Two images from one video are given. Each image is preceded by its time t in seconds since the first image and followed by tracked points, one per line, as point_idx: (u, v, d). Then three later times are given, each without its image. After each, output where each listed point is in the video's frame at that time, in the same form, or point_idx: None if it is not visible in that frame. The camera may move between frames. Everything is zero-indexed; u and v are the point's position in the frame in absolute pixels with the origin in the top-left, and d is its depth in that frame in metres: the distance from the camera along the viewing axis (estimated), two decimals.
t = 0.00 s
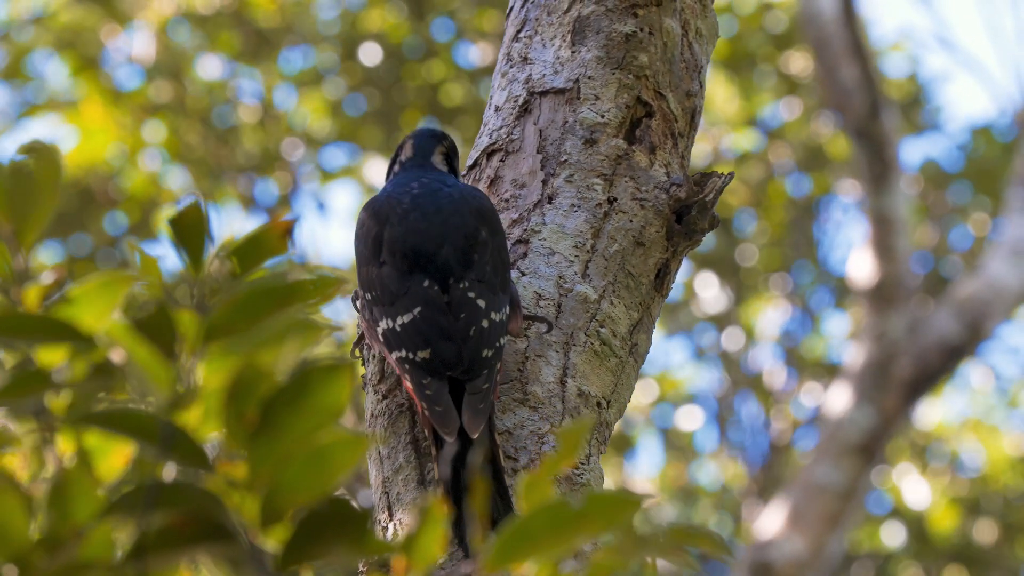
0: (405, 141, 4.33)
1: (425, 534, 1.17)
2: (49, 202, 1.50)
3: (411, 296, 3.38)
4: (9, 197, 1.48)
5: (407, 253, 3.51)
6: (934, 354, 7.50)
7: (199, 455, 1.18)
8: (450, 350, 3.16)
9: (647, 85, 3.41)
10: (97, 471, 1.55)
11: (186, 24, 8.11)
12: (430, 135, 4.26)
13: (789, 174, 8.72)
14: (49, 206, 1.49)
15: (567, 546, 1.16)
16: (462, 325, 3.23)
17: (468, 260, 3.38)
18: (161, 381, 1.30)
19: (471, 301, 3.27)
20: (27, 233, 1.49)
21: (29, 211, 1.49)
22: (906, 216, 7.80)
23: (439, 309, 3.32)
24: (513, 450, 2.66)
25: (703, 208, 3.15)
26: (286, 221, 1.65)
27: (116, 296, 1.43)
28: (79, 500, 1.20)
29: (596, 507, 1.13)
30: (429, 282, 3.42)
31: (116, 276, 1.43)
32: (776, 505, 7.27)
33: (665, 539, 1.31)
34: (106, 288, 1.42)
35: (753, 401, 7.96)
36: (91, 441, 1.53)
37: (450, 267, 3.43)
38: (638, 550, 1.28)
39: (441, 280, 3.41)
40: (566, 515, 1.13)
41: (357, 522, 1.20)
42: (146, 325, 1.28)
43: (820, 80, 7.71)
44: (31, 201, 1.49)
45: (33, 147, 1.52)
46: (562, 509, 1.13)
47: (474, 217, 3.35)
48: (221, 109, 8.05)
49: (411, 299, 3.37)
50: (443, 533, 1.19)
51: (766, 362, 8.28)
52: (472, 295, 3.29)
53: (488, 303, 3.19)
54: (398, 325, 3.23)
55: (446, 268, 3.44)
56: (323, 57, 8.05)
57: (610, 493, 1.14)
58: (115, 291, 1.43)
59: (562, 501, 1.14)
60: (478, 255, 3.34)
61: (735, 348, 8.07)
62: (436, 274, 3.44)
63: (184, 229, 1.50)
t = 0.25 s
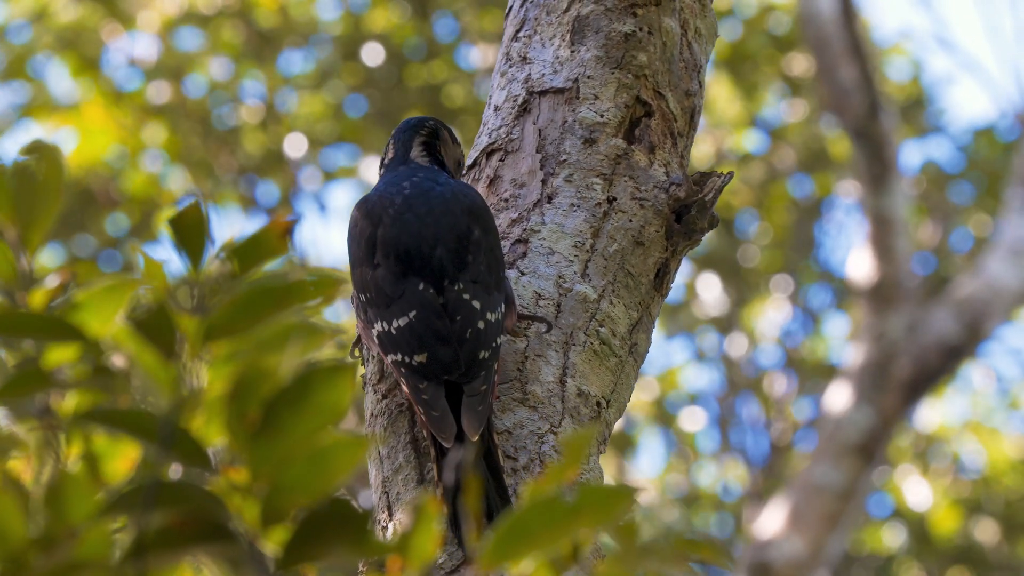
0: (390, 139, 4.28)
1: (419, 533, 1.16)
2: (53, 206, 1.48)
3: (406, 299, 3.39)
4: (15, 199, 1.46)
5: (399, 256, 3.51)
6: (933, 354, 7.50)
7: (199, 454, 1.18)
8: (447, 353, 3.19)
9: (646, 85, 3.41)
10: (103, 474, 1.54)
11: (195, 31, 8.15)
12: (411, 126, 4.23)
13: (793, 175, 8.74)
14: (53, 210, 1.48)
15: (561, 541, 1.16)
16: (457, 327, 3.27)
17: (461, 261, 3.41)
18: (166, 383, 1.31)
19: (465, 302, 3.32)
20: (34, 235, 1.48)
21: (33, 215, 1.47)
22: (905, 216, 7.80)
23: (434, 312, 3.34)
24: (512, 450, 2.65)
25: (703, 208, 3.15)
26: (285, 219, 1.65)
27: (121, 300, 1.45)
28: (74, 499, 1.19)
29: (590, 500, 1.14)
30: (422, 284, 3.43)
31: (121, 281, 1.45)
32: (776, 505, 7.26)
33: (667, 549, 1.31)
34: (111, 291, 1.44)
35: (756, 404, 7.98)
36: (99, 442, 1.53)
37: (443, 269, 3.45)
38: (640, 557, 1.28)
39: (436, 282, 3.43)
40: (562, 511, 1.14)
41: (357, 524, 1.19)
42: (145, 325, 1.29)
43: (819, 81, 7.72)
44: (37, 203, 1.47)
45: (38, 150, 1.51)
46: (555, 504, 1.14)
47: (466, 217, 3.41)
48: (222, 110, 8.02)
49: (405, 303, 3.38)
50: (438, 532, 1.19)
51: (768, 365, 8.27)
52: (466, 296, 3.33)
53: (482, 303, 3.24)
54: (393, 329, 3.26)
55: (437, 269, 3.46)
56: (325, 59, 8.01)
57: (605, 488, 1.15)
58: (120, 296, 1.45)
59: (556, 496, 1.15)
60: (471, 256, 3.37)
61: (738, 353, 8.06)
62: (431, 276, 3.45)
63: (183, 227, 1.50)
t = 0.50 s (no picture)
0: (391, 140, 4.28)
1: (420, 533, 1.15)
2: (50, 208, 1.49)
3: (404, 301, 3.39)
4: (12, 203, 1.46)
5: (398, 258, 3.51)
6: (934, 355, 7.54)
7: (200, 454, 1.19)
8: (446, 355, 3.18)
9: (649, 85, 3.41)
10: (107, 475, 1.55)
11: (197, 34, 8.14)
12: (408, 128, 4.23)
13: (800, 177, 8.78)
14: (50, 213, 1.48)
15: (562, 544, 1.16)
16: (456, 328, 3.27)
17: (460, 261, 3.41)
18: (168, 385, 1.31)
19: (464, 303, 3.32)
20: (33, 238, 1.48)
21: (30, 219, 1.47)
22: (908, 217, 7.80)
23: (434, 313, 3.33)
24: (515, 451, 2.65)
25: (705, 208, 3.15)
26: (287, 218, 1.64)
27: (119, 302, 1.44)
28: (73, 500, 1.20)
29: (594, 504, 1.14)
30: (420, 286, 3.42)
31: (122, 281, 1.44)
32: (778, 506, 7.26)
33: (675, 554, 1.31)
34: (110, 294, 1.42)
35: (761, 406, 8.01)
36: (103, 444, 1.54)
37: (441, 270, 3.45)
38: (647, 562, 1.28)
39: (434, 284, 3.43)
40: (565, 513, 1.13)
41: (359, 523, 1.18)
42: (148, 324, 1.28)
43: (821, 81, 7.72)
44: (33, 207, 1.47)
45: (36, 154, 1.52)
46: (558, 507, 1.13)
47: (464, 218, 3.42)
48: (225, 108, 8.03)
49: (404, 304, 3.37)
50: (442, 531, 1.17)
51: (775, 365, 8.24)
52: (465, 297, 3.32)
53: (480, 303, 3.24)
54: (393, 331, 3.24)
55: (435, 271, 3.46)
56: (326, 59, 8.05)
57: (609, 492, 1.15)
58: (119, 297, 1.43)
59: (559, 498, 1.15)
60: (470, 257, 3.37)
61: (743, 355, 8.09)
62: (430, 278, 3.45)
63: (183, 226, 1.50)
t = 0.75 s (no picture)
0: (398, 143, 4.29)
1: (420, 531, 1.17)
2: (51, 209, 1.49)
3: (411, 302, 3.38)
4: (13, 205, 1.47)
5: (405, 260, 3.51)
6: (941, 357, 7.50)
7: (206, 457, 1.19)
8: (452, 356, 3.18)
9: (656, 86, 3.41)
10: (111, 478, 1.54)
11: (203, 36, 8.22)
12: (416, 129, 4.23)
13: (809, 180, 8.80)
14: (52, 214, 1.49)
15: (568, 543, 1.16)
16: (464, 329, 3.26)
17: (467, 263, 3.41)
18: (173, 387, 1.28)
19: (471, 304, 3.31)
20: (35, 240, 1.48)
21: (33, 220, 1.48)
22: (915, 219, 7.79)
23: (441, 314, 3.33)
24: (522, 452, 2.65)
25: (713, 210, 3.14)
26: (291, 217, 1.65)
27: (124, 302, 1.47)
28: (79, 502, 1.20)
29: (600, 505, 1.13)
30: (427, 287, 3.42)
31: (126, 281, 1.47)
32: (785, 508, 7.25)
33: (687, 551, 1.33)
34: (115, 293, 1.46)
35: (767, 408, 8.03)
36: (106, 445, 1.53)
37: (448, 271, 3.45)
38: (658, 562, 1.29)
39: (441, 285, 3.43)
40: (570, 515, 1.13)
41: (366, 524, 1.17)
42: (155, 327, 1.28)
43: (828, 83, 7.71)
44: (34, 208, 1.48)
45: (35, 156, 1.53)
46: (564, 507, 1.13)
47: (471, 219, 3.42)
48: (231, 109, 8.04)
49: (412, 305, 3.37)
50: (439, 530, 1.19)
51: (781, 365, 8.27)
52: (471, 298, 3.31)
53: (488, 304, 3.23)
54: (400, 332, 3.24)
55: (442, 271, 3.46)
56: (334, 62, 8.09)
57: (614, 492, 1.14)
58: (122, 295, 1.47)
59: (565, 498, 1.14)
60: (477, 258, 3.38)
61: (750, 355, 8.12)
62: (436, 279, 3.45)
63: (190, 226, 1.51)
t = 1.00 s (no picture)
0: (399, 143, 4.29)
1: (416, 529, 1.17)
2: (48, 208, 1.51)
3: (412, 302, 3.38)
4: (10, 202, 1.49)
5: (406, 260, 3.51)
6: (941, 357, 7.45)
7: (208, 457, 1.20)
8: (453, 356, 3.18)
9: (657, 86, 3.41)
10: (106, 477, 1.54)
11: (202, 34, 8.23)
12: (418, 129, 4.23)
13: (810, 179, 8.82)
14: (48, 212, 1.51)
15: (568, 539, 1.16)
16: (465, 329, 3.26)
17: (468, 263, 3.41)
18: (170, 385, 1.28)
19: (471, 305, 3.31)
20: (31, 237, 1.51)
21: (29, 218, 1.50)
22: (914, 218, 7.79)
23: (441, 314, 3.33)
24: (523, 452, 2.65)
25: (714, 210, 3.15)
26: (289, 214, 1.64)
27: (119, 299, 1.52)
28: (84, 505, 1.20)
29: (598, 501, 1.13)
30: (429, 287, 3.43)
31: (120, 278, 1.51)
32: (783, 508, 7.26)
33: (690, 539, 1.32)
34: (110, 291, 1.50)
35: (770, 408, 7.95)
36: (100, 442, 1.53)
37: (449, 272, 3.45)
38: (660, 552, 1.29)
39: (442, 285, 3.43)
40: (570, 509, 1.13)
41: (368, 522, 1.18)
42: (155, 326, 1.29)
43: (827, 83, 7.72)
44: (30, 206, 1.50)
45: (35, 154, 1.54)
46: (564, 505, 1.13)
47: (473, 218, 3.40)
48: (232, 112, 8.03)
49: (412, 305, 3.37)
50: (435, 527, 1.19)
51: (781, 363, 8.22)
52: (473, 298, 3.31)
53: (488, 304, 3.23)
54: (401, 332, 3.23)
55: (443, 272, 3.46)
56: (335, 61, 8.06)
57: (614, 489, 1.14)
58: (117, 292, 1.51)
59: (565, 495, 1.14)
60: (478, 258, 3.38)
61: (751, 353, 8.05)
62: (437, 279, 3.45)
63: (191, 227, 1.51)
